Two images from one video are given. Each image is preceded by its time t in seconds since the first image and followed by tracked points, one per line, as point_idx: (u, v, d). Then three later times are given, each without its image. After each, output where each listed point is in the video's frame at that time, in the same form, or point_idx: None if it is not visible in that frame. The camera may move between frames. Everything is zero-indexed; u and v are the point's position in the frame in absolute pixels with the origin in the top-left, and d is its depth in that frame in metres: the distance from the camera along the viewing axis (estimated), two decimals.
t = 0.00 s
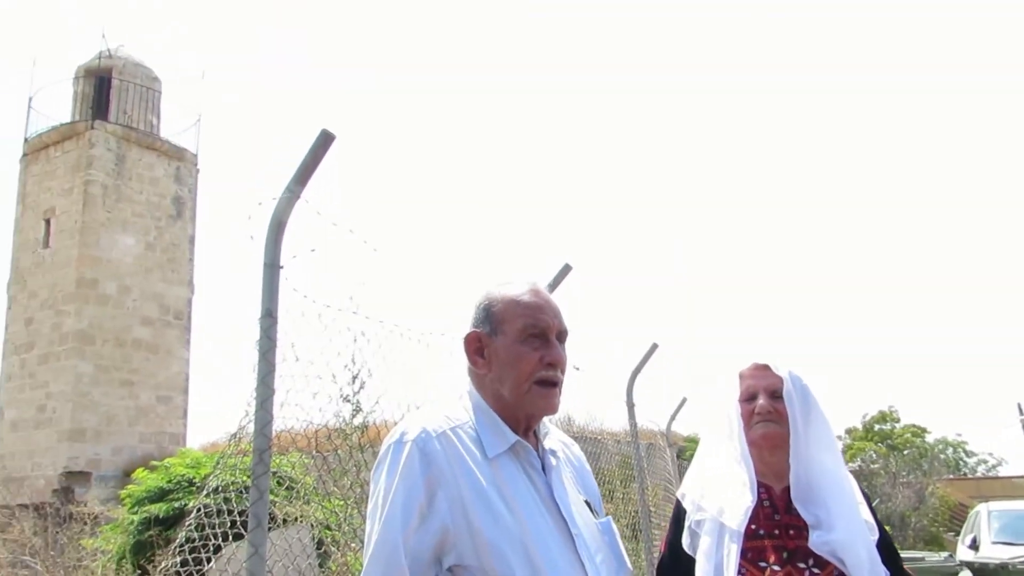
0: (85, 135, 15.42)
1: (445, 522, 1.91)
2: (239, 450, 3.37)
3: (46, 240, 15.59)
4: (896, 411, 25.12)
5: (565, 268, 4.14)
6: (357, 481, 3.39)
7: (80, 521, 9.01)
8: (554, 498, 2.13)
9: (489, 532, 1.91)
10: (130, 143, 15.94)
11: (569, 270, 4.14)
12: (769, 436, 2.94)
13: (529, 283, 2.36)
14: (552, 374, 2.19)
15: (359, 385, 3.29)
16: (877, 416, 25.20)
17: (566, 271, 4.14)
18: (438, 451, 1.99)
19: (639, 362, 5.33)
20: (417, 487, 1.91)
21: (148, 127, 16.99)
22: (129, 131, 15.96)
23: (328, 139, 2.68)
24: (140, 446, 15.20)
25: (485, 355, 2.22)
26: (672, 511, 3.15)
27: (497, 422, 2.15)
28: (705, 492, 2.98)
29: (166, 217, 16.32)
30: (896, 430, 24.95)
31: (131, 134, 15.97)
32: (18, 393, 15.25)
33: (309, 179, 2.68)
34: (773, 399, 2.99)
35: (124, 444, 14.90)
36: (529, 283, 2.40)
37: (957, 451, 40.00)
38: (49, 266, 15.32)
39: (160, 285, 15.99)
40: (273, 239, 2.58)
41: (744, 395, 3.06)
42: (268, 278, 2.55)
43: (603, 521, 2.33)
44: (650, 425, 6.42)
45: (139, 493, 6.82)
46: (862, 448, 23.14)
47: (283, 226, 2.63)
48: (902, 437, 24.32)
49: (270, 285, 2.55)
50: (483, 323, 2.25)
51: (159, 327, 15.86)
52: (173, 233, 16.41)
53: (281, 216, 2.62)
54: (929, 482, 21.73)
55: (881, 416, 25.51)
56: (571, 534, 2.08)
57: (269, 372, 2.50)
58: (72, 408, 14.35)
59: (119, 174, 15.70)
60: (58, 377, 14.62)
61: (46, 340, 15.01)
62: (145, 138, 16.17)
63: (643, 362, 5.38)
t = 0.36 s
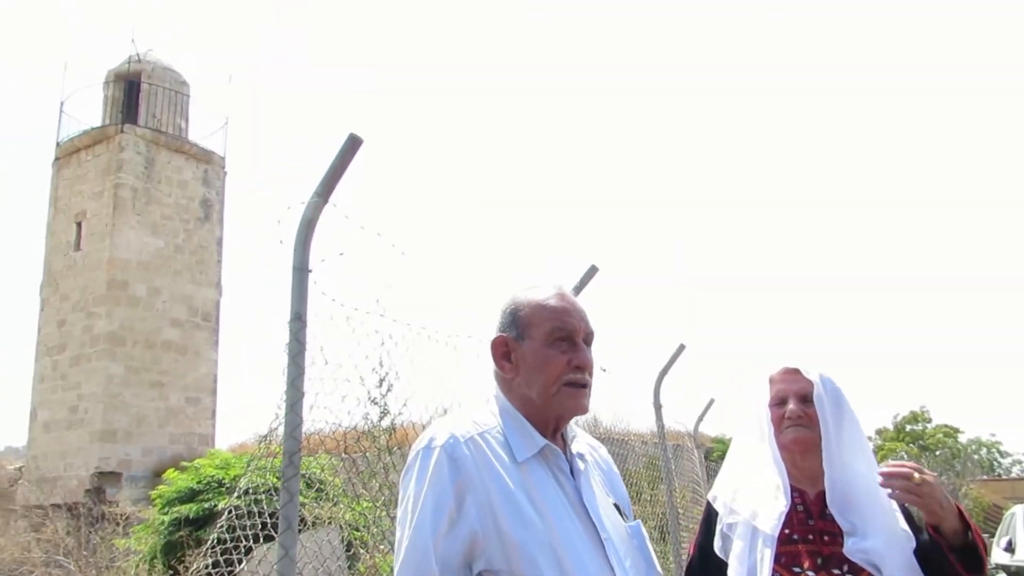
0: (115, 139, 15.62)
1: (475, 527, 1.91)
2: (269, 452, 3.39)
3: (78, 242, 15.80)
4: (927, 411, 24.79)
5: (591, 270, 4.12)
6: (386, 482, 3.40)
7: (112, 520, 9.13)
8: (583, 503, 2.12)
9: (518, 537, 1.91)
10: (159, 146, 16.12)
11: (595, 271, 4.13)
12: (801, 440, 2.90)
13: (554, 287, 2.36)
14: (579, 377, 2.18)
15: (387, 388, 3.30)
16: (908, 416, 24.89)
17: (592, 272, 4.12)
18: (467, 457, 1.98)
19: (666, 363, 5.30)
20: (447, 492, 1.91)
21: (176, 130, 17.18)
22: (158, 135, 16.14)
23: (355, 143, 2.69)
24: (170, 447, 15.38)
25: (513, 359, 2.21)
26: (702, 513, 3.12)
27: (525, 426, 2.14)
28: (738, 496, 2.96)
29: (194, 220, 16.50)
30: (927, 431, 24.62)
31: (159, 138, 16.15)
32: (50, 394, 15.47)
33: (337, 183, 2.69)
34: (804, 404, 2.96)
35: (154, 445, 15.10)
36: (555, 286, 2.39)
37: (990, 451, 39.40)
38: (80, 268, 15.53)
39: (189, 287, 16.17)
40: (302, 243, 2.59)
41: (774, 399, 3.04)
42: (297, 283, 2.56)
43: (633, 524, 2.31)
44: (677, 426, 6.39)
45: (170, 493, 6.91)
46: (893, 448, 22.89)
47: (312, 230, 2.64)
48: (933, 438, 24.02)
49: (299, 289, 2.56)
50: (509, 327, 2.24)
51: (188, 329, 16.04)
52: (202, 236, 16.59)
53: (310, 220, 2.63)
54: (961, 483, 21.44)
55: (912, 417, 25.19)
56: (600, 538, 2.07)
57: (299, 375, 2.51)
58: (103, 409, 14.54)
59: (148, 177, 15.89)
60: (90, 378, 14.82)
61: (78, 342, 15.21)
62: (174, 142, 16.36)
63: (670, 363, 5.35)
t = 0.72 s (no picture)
0: (140, 139, 15.77)
1: (502, 525, 1.91)
2: (295, 448, 3.41)
3: (104, 241, 15.98)
4: (953, 409, 24.52)
5: (615, 266, 4.11)
6: (410, 480, 3.40)
7: (139, 516, 9.23)
8: (611, 500, 2.12)
9: (545, 535, 1.91)
10: (183, 146, 16.27)
11: (618, 268, 4.12)
12: (833, 437, 2.88)
13: (581, 283, 2.36)
14: (607, 373, 2.18)
15: (411, 385, 3.31)
16: (933, 414, 24.64)
17: (615, 269, 4.11)
18: (494, 454, 1.99)
19: (689, 360, 5.29)
20: (474, 490, 1.91)
21: (199, 130, 17.32)
22: (182, 135, 16.29)
23: (379, 141, 2.69)
24: (195, 444, 15.55)
25: (540, 355, 2.21)
26: (729, 512, 3.10)
27: (551, 423, 2.14)
28: (766, 495, 2.93)
29: (218, 219, 16.65)
30: (953, 428, 24.34)
31: (183, 138, 16.30)
32: (78, 392, 15.66)
33: (361, 181, 2.70)
34: (835, 402, 2.94)
35: (179, 442, 15.26)
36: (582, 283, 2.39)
37: (1018, 449, 38.95)
38: (106, 267, 15.72)
39: (213, 285, 16.31)
40: (327, 241, 2.61)
41: (804, 397, 3.01)
42: (323, 280, 2.58)
43: (661, 521, 2.31)
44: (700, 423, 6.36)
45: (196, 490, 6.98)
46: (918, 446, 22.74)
47: (336, 229, 2.65)
48: (960, 436, 23.76)
49: (325, 287, 2.58)
50: (536, 324, 2.24)
51: (212, 327, 16.18)
52: (225, 235, 16.74)
53: (334, 220, 2.65)
54: (989, 481, 21.19)
55: (938, 414, 24.91)
56: (628, 535, 2.07)
57: (325, 373, 2.53)
58: (130, 407, 14.71)
59: (173, 177, 16.04)
60: (116, 376, 14.99)
61: (104, 340, 15.39)
62: (197, 142, 16.51)
63: (694, 360, 5.33)
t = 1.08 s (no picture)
0: (161, 138, 15.91)
1: (523, 524, 1.92)
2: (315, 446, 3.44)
3: (125, 239, 16.13)
4: (974, 410, 24.26)
5: (633, 267, 4.11)
6: (428, 479, 3.42)
7: (158, 512, 9.31)
8: (630, 501, 2.12)
9: (566, 534, 1.92)
10: (203, 145, 16.40)
11: (636, 269, 4.12)
12: (860, 436, 2.91)
13: (601, 285, 2.37)
14: (627, 375, 2.18)
15: (429, 385, 3.33)
16: (952, 415, 24.41)
17: (633, 270, 4.12)
18: (515, 454, 1.99)
19: (707, 361, 5.28)
20: (495, 490, 1.92)
21: (220, 129, 17.44)
22: (203, 134, 16.41)
23: (399, 142, 2.71)
24: (214, 441, 15.67)
25: (560, 356, 2.23)
26: (747, 517, 3.09)
27: (571, 425, 2.14)
28: (785, 499, 2.91)
29: (237, 218, 16.77)
30: (973, 430, 24.07)
31: (204, 137, 16.43)
32: (99, 388, 15.82)
33: (381, 181, 2.71)
34: (859, 401, 2.98)
35: (199, 439, 15.39)
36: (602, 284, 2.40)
37: None
38: (127, 265, 15.86)
39: (232, 284, 16.42)
40: (347, 241, 2.63)
41: (826, 398, 3.02)
42: (342, 280, 2.60)
43: (680, 522, 2.31)
44: (717, 423, 6.35)
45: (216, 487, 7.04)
46: (937, 448, 22.61)
47: (356, 229, 2.67)
48: (980, 437, 23.42)
49: (344, 287, 2.60)
50: (556, 326, 2.26)
51: (231, 325, 16.28)
52: (244, 234, 16.85)
53: (354, 220, 2.67)
54: (1009, 484, 20.99)
55: (957, 415, 24.64)
56: (647, 535, 2.07)
57: (344, 372, 2.55)
58: (150, 404, 14.84)
59: (193, 176, 16.17)
60: (136, 373, 15.12)
61: (125, 337, 15.53)
62: (217, 141, 16.63)
63: (711, 360, 5.32)
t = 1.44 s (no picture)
0: (176, 137, 16.00)
1: (536, 523, 1.91)
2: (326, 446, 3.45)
3: (139, 238, 16.22)
4: (989, 411, 24.07)
5: (645, 266, 4.10)
6: (439, 478, 3.41)
7: (171, 509, 9.34)
8: (643, 501, 2.12)
9: (579, 535, 1.91)
10: (217, 144, 16.48)
11: (647, 269, 4.10)
12: (876, 438, 2.90)
13: (614, 285, 2.35)
14: (643, 375, 2.17)
15: (441, 384, 3.33)
16: (967, 416, 24.24)
17: (644, 270, 4.10)
18: (528, 453, 1.99)
19: (719, 361, 5.26)
20: (508, 489, 1.92)
21: (234, 128, 17.50)
22: (217, 133, 16.49)
23: (411, 141, 2.71)
24: (227, 439, 15.75)
25: (574, 355, 2.22)
26: (760, 520, 3.07)
27: (586, 424, 2.13)
28: (798, 501, 2.88)
29: (250, 216, 16.84)
30: (989, 431, 23.86)
31: (217, 136, 16.51)
32: (112, 386, 15.91)
33: (393, 180, 2.71)
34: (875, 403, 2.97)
35: (211, 437, 15.46)
36: (615, 285, 2.39)
37: None
38: (142, 263, 15.95)
39: (245, 283, 16.48)
40: (358, 240, 2.62)
41: (842, 399, 3.01)
42: (354, 279, 2.60)
43: (693, 524, 2.30)
44: (729, 424, 6.32)
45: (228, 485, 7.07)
46: (951, 448, 22.53)
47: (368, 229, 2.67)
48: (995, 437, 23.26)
49: (356, 286, 2.60)
50: (571, 325, 2.25)
51: (244, 323, 16.35)
52: (258, 232, 16.91)
53: (366, 219, 2.66)
54: None
55: (972, 416, 24.47)
56: (660, 537, 2.06)
57: (355, 371, 2.55)
58: (163, 402, 14.92)
59: (207, 174, 16.24)
60: (149, 371, 15.20)
61: (138, 335, 15.62)
62: (231, 140, 16.71)
63: (724, 360, 5.30)
